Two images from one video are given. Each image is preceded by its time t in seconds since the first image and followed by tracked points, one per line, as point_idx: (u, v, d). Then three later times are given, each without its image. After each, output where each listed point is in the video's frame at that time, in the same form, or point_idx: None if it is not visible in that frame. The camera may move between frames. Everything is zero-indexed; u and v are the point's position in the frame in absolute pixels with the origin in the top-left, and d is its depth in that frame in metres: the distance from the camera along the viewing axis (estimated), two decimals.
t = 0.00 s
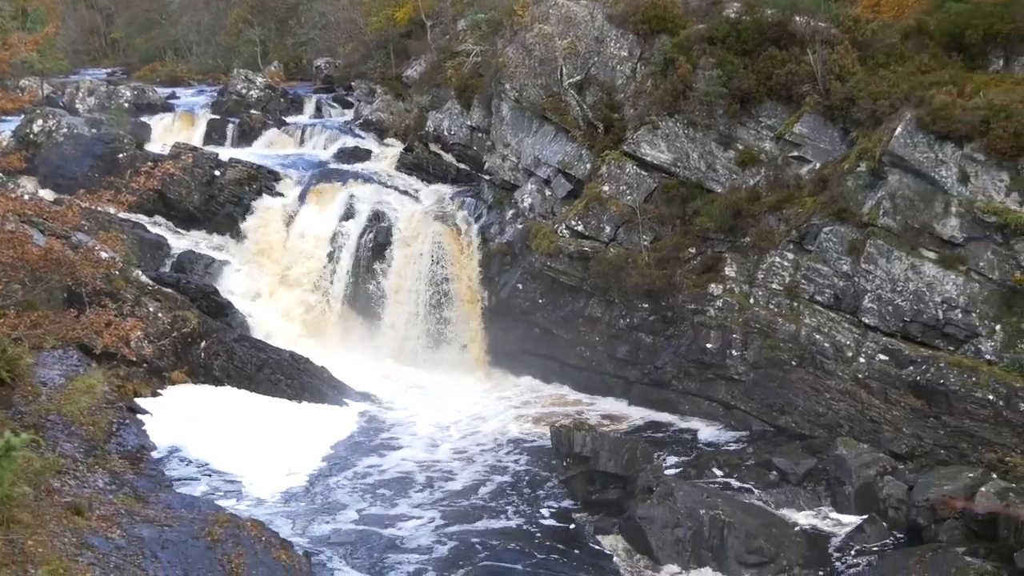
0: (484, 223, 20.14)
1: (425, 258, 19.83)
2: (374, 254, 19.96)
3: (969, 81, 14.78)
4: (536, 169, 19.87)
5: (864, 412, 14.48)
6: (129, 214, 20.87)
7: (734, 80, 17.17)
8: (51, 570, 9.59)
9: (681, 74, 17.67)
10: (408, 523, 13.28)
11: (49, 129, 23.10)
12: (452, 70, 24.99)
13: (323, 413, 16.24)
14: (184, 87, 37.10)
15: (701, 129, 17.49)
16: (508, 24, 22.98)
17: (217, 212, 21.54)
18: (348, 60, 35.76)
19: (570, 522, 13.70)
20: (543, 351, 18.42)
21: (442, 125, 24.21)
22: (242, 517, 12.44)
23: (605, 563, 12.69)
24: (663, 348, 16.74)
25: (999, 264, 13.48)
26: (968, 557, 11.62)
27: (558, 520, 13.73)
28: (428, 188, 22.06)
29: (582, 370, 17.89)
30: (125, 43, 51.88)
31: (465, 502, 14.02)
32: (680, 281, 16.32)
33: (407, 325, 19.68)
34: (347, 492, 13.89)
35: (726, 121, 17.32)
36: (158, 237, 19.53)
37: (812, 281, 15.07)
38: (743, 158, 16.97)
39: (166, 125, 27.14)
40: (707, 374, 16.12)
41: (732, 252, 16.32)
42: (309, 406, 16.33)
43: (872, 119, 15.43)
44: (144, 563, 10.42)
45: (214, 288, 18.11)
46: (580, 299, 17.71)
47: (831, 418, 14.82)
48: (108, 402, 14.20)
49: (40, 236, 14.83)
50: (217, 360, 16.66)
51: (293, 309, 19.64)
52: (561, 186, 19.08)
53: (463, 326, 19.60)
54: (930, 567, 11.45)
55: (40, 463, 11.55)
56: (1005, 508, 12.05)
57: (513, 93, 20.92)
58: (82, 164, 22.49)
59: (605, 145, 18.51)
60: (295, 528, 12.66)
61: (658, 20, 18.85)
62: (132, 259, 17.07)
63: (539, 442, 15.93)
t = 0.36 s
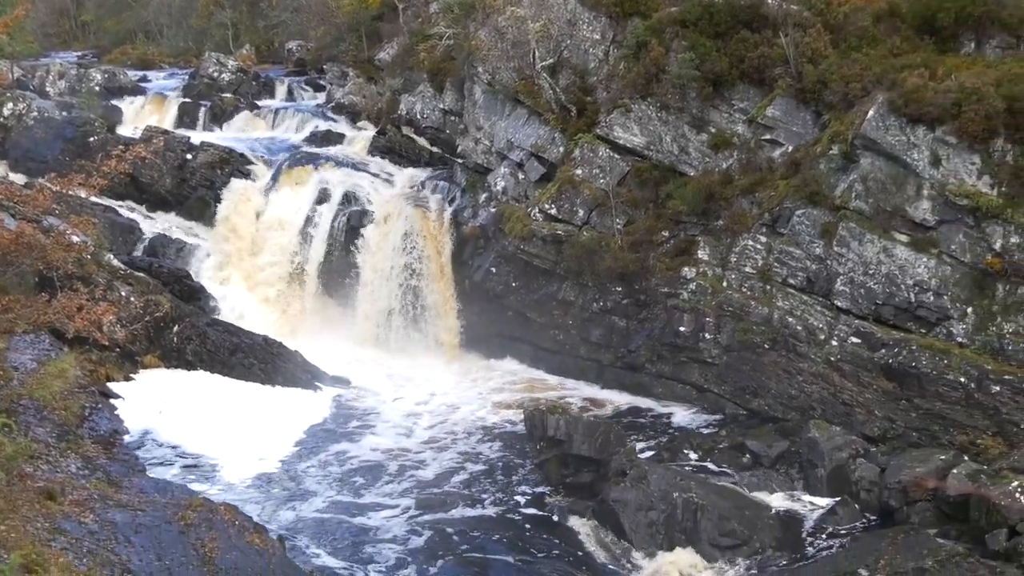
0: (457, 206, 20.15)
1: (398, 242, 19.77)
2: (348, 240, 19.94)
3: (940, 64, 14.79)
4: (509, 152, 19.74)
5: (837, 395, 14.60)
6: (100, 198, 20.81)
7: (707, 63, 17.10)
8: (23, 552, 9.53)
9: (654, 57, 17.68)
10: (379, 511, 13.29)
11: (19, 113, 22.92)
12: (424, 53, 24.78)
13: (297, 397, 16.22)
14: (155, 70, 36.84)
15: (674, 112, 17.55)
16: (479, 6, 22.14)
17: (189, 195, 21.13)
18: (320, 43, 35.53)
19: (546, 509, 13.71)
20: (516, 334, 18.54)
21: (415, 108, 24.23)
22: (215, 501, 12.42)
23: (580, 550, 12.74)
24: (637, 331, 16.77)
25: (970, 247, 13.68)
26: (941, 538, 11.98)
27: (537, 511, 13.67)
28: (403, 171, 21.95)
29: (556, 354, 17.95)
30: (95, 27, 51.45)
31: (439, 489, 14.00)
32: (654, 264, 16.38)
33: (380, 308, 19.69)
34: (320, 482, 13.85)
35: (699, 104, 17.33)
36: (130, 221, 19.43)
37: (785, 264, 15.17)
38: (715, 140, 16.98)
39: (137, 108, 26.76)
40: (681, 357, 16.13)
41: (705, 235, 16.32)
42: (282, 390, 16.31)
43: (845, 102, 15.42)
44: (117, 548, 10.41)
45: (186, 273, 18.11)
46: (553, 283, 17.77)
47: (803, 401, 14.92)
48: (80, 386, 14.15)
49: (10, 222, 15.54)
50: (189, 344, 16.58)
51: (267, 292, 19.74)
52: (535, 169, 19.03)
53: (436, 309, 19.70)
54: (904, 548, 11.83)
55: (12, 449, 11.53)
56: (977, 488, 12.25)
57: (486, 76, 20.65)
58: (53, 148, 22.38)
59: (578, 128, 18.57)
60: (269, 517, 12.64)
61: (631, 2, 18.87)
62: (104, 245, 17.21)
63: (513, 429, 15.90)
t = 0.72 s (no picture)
0: (437, 190, 20.20)
1: (378, 227, 19.67)
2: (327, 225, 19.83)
3: (918, 47, 15.18)
4: (489, 137, 19.76)
5: (816, 377, 14.61)
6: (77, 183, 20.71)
7: (686, 46, 17.20)
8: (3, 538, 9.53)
9: (633, 41, 17.66)
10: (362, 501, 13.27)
11: None
12: (404, 37, 25.05)
13: (277, 382, 16.21)
14: (131, 56, 36.56)
15: (653, 96, 17.57)
16: None
17: (168, 181, 20.99)
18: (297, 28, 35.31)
19: (527, 497, 13.74)
20: (496, 318, 18.44)
21: (395, 94, 24.55)
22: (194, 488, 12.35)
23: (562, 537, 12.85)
24: (617, 315, 16.70)
25: (949, 229, 13.86)
26: (920, 519, 12.11)
27: (525, 501, 13.64)
28: (382, 158, 21.84)
29: (535, 339, 17.91)
30: (70, 12, 50.88)
31: (419, 479, 13.97)
32: (633, 248, 16.38)
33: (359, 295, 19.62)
34: (298, 472, 13.76)
35: (678, 89, 17.42)
36: (108, 208, 19.22)
37: (765, 247, 15.22)
38: (695, 125, 17.09)
39: (114, 94, 26.58)
40: (661, 341, 16.14)
41: (685, 219, 16.36)
42: (262, 376, 16.25)
43: (823, 86, 15.56)
44: (98, 535, 10.40)
45: (165, 259, 18.04)
46: (532, 268, 17.70)
47: (783, 383, 14.91)
48: (60, 372, 14.19)
49: None
50: (169, 330, 16.55)
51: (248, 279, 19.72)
52: (515, 154, 19.00)
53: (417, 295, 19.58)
54: (883, 529, 11.99)
55: None
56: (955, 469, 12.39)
57: (466, 60, 20.76)
58: (30, 134, 22.19)
59: (558, 112, 18.51)
60: (247, 507, 12.58)
61: None
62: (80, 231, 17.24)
63: (493, 416, 15.86)
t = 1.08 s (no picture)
0: (416, 179, 20.27)
1: (357, 216, 19.79)
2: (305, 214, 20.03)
3: (897, 34, 15.31)
4: (468, 126, 19.79)
5: (796, 363, 14.73)
6: (56, 175, 20.53)
7: (665, 34, 17.26)
8: None
9: (612, 28, 17.69)
10: (347, 497, 13.13)
11: None
12: (383, 25, 25.02)
13: (259, 372, 16.20)
14: (108, 45, 36.24)
15: (632, 83, 17.60)
16: None
17: (146, 171, 20.91)
18: (275, 16, 35.08)
19: (509, 489, 13.71)
20: (476, 308, 18.42)
21: (374, 81, 24.17)
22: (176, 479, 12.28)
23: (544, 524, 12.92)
24: (597, 303, 16.71)
25: (927, 215, 13.96)
26: (901, 505, 12.26)
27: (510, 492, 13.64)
28: (360, 145, 21.85)
29: (517, 327, 17.86)
30: (48, 1, 50.43)
31: (401, 474, 13.88)
32: (613, 236, 16.35)
33: (339, 284, 19.62)
34: (276, 470, 13.53)
35: (657, 76, 17.52)
36: (86, 198, 19.30)
37: (745, 234, 15.25)
38: (674, 112, 17.06)
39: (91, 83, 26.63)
40: (642, 329, 16.15)
41: (664, 206, 16.34)
42: (242, 365, 16.26)
43: (802, 73, 15.67)
44: (77, 527, 10.33)
45: (144, 249, 17.91)
46: (513, 256, 17.68)
47: (763, 370, 15.02)
48: (39, 364, 14.15)
49: None
50: (148, 321, 16.61)
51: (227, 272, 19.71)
52: (493, 142, 19.00)
53: (397, 281, 19.51)
54: (864, 515, 11.99)
55: None
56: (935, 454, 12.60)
57: (445, 49, 20.81)
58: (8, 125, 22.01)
59: (537, 100, 18.55)
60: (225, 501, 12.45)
61: None
62: (59, 222, 17.15)
63: (473, 411, 15.78)
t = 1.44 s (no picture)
0: (394, 171, 20.14)
1: (336, 208, 19.74)
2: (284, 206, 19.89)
3: (873, 24, 15.40)
4: (446, 118, 19.93)
5: (774, 354, 14.83)
6: (31, 167, 20.37)
7: (642, 25, 17.36)
8: None
9: (589, 20, 17.73)
10: (328, 496, 12.95)
11: None
12: (360, 18, 25.00)
13: (238, 366, 16.17)
14: (82, 38, 35.98)
15: (610, 75, 17.70)
16: None
17: (123, 164, 20.55)
18: (252, 9, 35.00)
19: (490, 482, 13.72)
20: (457, 300, 18.45)
21: (351, 74, 24.42)
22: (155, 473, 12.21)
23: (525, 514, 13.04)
24: (576, 295, 16.74)
25: (904, 206, 14.08)
26: (878, 494, 12.43)
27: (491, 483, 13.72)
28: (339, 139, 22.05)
29: (496, 320, 17.90)
30: None
31: (380, 471, 13.74)
32: (592, 227, 16.32)
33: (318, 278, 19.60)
34: (253, 471, 13.33)
35: (635, 68, 17.58)
36: (64, 191, 18.99)
37: (723, 225, 15.32)
38: (652, 103, 17.19)
39: (66, 76, 25.95)
40: (621, 320, 16.18)
41: (643, 197, 16.40)
42: (221, 359, 16.22)
43: (779, 64, 15.68)
44: (56, 521, 10.31)
45: (121, 243, 17.72)
46: (492, 248, 17.68)
47: (742, 360, 15.12)
48: (16, 358, 14.23)
49: None
50: (126, 315, 16.44)
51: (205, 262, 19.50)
52: (472, 134, 19.02)
53: (376, 276, 19.51)
54: (842, 504, 12.11)
55: None
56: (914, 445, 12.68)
57: (422, 40, 20.97)
58: None
59: (515, 92, 18.55)
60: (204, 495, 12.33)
61: None
62: (36, 216, 17.18)
63: (454, 407, 15.67)
